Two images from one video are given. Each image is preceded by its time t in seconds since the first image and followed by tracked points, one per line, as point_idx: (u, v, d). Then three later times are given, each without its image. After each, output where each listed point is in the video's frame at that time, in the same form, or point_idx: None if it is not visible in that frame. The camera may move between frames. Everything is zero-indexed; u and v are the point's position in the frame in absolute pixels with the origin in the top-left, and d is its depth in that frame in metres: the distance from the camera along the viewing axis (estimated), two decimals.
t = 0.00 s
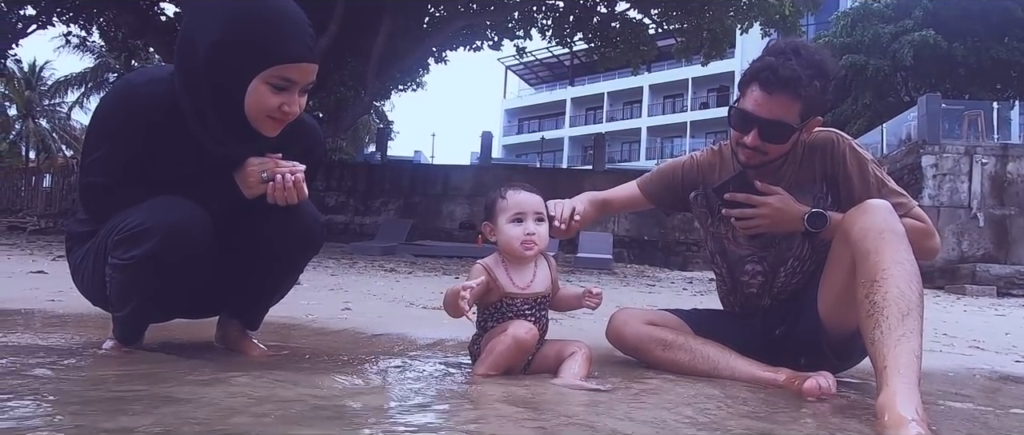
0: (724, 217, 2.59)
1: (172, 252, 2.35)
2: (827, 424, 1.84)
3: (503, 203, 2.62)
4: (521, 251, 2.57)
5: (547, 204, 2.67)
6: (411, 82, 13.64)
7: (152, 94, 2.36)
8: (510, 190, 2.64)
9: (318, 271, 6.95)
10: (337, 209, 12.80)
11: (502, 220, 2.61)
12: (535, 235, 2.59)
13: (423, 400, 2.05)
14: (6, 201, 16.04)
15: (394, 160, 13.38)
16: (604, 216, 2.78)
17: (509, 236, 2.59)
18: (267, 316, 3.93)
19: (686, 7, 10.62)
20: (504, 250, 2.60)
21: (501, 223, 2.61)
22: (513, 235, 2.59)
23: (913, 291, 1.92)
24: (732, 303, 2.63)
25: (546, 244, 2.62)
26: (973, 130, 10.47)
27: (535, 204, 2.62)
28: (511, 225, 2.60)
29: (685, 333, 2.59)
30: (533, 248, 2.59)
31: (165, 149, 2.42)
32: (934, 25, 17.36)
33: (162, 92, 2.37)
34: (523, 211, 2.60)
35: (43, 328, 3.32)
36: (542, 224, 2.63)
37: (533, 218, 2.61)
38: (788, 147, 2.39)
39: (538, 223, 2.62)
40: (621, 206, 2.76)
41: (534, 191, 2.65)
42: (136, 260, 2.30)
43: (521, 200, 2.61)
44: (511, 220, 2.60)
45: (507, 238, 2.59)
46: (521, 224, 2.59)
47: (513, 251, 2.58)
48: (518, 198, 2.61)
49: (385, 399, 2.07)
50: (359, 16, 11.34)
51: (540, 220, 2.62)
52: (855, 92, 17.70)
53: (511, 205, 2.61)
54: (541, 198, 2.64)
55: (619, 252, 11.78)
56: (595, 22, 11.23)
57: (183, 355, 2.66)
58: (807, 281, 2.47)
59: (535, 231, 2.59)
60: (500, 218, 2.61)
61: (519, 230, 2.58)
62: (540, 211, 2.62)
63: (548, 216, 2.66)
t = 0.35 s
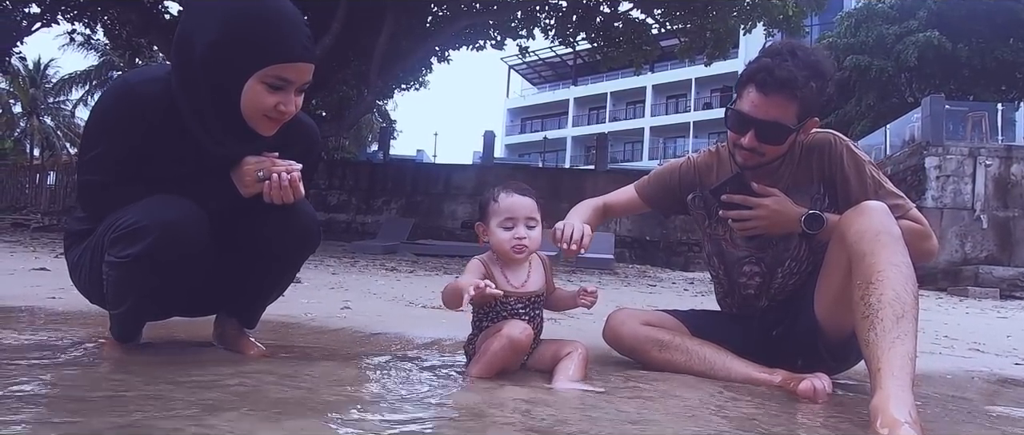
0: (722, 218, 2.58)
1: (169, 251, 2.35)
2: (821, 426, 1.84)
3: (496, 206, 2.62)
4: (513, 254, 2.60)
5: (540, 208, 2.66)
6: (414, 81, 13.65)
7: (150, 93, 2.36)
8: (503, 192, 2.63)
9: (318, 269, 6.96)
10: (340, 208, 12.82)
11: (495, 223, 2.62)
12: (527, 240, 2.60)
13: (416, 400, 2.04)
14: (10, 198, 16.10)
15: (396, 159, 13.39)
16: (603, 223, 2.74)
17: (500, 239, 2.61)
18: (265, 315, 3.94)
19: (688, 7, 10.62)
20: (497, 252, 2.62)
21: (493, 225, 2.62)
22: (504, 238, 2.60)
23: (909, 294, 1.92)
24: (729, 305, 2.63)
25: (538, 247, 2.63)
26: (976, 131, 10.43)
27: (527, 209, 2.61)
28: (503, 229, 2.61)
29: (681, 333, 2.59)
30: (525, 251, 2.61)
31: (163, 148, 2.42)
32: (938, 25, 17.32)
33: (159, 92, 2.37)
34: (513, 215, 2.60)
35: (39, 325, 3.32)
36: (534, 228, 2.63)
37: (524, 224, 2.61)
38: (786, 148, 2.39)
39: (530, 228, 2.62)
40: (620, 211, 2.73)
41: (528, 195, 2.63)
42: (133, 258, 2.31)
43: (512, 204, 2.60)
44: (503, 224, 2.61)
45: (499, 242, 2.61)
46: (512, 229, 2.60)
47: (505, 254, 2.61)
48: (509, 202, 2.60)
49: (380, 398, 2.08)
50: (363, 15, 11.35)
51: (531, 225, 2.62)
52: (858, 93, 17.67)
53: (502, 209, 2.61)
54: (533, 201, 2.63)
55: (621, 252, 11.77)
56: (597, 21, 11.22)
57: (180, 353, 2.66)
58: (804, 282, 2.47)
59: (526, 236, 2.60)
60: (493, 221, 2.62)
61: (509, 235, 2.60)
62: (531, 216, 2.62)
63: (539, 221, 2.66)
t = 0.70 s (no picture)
0: (724, 220, 2.57)
1: (171, 250, 2.34)
2: (824, 428, 1.83)
3: (491, 218, 2.59)
4: (508, 266, 2.59)
5: (536, 218, 2.61)
6: (417, 81, 13.65)
7: (154, 94, 2.37)
8: (501, 203, 2.57)
9: (321, 269, 6.97)
10: (343, 208, 12.82)
11: (492, 234, 2.59)
12: (521, 253, 2.58)
13: (417, 400, 2.04)
14: (14, 197, 16.15)
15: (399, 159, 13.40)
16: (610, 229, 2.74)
17: (496, 250, 2.58)
18: (267, 314, 3.94)
19: (691, 8, 10.59)
20: (494, 261, 2.60)
21: (489, 234, 2.60)
22: (500, 251, 2.58)
23: (912, 297, 1.91)
24: (731, 307, 2.63)
25: (533, 256, 2.61)
26: (981, 133, 10.41)
27: (523, 223, 2.57)
28: (497, 243, 2.58)
29: (683, 335, 2.58)
30: (520, 262, 2.59)
31: (167, 148, 2.43)
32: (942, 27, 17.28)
33: (163, 92, 2.38)
34: (508, 230, 2.57)
35: (41, 323, 3.33)
36: (529, 241, 2.60)
37: (519, 238, 2.58)
38: (790, 150, 2.37)
39: (525, 241, 2.59)
40: (627, 216, 2.73)
41: (526, 209, 2.57)
42: (136, 258, 2.30)
43: (507, 219, 2.56)
44: (498, 237, 2.58)
45: (495, 252, 2.58)
46: (506, 242, 2.57)
47: (502, 263, 2.59)
48: (505, 217, 2.56)
49: (382, 397, 2.07)
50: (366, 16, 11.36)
51: (527, 239, 2.59)
52: (862, 94, 17.64)
53: (499, 222, 2.57)
54: (531, 215, 2.58)
55: (623, 253, 11.77)
56: (601, 22, 11.22)
57: (182, 352, 2.66)
58: (808, 285, 2.46)
59: (522, 249, 2.58)
60: (488, 232, 2.59)
61: (505, 248, 2.57)
62: (528, 230, 2.58)
63: (536, 231, 2.62)
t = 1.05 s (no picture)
0: (729, 225, 2.56)
1: (178, 250, 2.34)
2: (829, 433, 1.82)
3: (497, 224, 2.55)
4: (512, 272, 2.56)
5: (542, 227, 2.57)
6: (423, 82, 13.66)
7: (163, 95, 2.37)
8: (506, 212, 2.53)
9: (326, 270, 6.98)
10: (348, 208, 12.83)
11: (496, 242, 2.56)
12: (525, 262, 2.54)
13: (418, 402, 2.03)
14: (23, 196, 16.24)
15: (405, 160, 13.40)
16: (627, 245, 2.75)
17: (500, 258, 2.55)
18: (271, 315, 3.93)
19: (699, 10, 10.55)
20: (498, 268, 2.57)
21: (494, 242, 2.57)
22: (505, 259, 2.54)
23: (916, 303, 1.89)
24: (736, 312, 2.61)
25: (539, 264, 2.58)
26: (989, 137, 10.35)
27: (527, 232, 2.53)
28: (502, 251, 2.54)
29: (688, 339, 2.57)
30: (524, 269, 2.56)
31: (173, 151, 2.42)
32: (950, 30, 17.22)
33: (172, 95, 2.38)
34: (512, 240, 2.53)
35: (46, 322, 3.34)
36: (534, 249, 2.56)
37: (524, 247, 2.54)
38: (795, 154, 2.36)
39: (530, 250, 2.55)
40: (637, 228, 2.72)
41: (531, 219, 2.53)
42: (144, 258, 2.30)
43: (512, 228, 2.52)
44: (503, 244, 2.55)
45: (499, 260, 2.55)
46: (510, 251, 2.54)
47: (505, 270, 2.56)
48: (509, 226, 2.53)
49: (385, 399, 2.07)
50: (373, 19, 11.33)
51: (532, 247, 2.55)
52: (869, 98, 17.59)
53: (503, 231, 2.54)
54: (535, 224, 2.54)
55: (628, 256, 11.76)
56: (607, 25, 11.19)
57: (187, 352, 2.66)
58: (812, 289, 2.44)
59: (526, 257, 2.55)
60: (493, 239, 2.56)
61: (509, 256, 2.54)
62: (533, 239, 2.55)
63: (542, 240, 2.58)
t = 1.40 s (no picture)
0: (731, 229, 2.54)
1: (182, 250, 2.33)
2: None
3: (506, 229, 2.54)
4: (518, 275, 2.55)
5: (549, 232, 2.55)
6: (427, 84, 13.67)
7: (168, 97, 2.36)
8: (514, 217, 2.51)
9: (329, 271, 6.98)
10: (352, 210, 12.84)
11: (503, 246, 2.55)
12: (531, 266, 2.54)
13: (421, 405, 2.02)
14: (29, 197, 16.28)
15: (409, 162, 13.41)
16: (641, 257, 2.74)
17: (506, 261, 2.54)
18: (275, 316, 3.94)
19: (703, 13, 10.56)
20: (504, 271, 2.57)
21: (501, 246, 2.56)
22: (511, 263, 2.53)
23: (919, 307, 1.88)
24: (738, 316, 2.59)
25: (545, 269, 2.57)
26: (995, 140, 10.32)
27: (534, 238, 2.52)
28: (509, 255, 2.53)
29: (690, 343, 2.55)
30: (530, 273, 2.55)
31: (178, 152, 2.42)
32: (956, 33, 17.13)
33: (177, 99, 2.37)
34: (518, 244, 2.52)
35: (50, 323, 3.34)
36: (541, 254, 2.55)
37: (530, 252, 2.53)
38: (797, 157, 2.35)
39: (536, 255, 2.54)
40: (647, 244, 2.72)
41: (539, 224, 2.51)
42: (146, 259, 2.29)
43: (518, 233, 2.51)
44: (511, 249, 2.53)
45: (505, 263, 2.54)
46: (516, 254, 2.53)
47: (511, 273, 2.55)
48: (517, 231, 2.51)
49: (386, 401, 2.07)
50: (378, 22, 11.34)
51: (538, 253, 2.54)
52: (873, 100, 17.52)
53: (511, 236, 2.52)
54: (543, 230, 2.52)
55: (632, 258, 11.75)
56: (611, 27, 11.20)
57: (189, 353, 2.65)
58: (815, 293, 2.43)
59: (532, 262, 2.54)
60: (501, 244, 2.54)
61: (514, 260, 2.53)
62: (539, 244, 2.53)
63: (549, 246, 2.57)
